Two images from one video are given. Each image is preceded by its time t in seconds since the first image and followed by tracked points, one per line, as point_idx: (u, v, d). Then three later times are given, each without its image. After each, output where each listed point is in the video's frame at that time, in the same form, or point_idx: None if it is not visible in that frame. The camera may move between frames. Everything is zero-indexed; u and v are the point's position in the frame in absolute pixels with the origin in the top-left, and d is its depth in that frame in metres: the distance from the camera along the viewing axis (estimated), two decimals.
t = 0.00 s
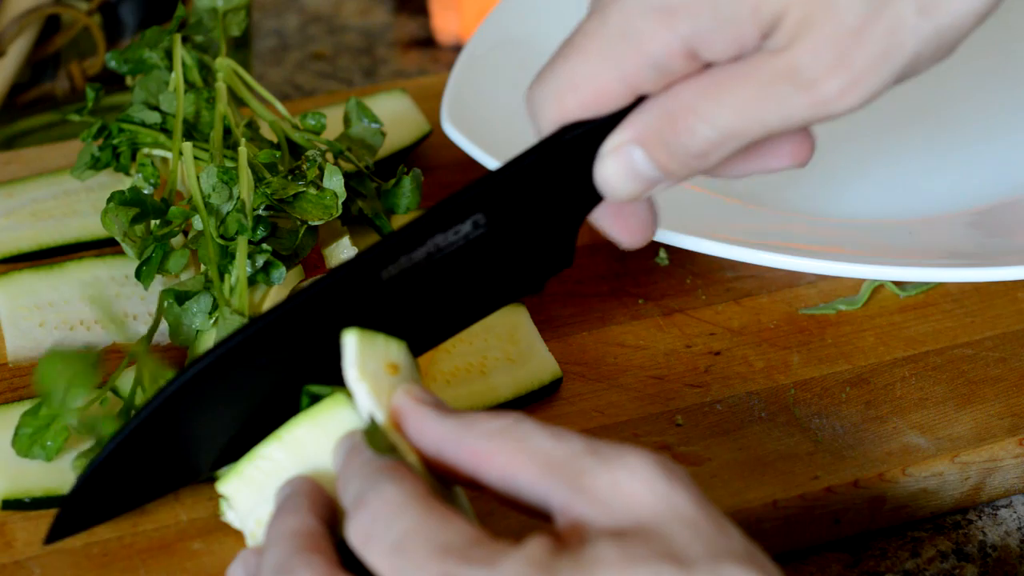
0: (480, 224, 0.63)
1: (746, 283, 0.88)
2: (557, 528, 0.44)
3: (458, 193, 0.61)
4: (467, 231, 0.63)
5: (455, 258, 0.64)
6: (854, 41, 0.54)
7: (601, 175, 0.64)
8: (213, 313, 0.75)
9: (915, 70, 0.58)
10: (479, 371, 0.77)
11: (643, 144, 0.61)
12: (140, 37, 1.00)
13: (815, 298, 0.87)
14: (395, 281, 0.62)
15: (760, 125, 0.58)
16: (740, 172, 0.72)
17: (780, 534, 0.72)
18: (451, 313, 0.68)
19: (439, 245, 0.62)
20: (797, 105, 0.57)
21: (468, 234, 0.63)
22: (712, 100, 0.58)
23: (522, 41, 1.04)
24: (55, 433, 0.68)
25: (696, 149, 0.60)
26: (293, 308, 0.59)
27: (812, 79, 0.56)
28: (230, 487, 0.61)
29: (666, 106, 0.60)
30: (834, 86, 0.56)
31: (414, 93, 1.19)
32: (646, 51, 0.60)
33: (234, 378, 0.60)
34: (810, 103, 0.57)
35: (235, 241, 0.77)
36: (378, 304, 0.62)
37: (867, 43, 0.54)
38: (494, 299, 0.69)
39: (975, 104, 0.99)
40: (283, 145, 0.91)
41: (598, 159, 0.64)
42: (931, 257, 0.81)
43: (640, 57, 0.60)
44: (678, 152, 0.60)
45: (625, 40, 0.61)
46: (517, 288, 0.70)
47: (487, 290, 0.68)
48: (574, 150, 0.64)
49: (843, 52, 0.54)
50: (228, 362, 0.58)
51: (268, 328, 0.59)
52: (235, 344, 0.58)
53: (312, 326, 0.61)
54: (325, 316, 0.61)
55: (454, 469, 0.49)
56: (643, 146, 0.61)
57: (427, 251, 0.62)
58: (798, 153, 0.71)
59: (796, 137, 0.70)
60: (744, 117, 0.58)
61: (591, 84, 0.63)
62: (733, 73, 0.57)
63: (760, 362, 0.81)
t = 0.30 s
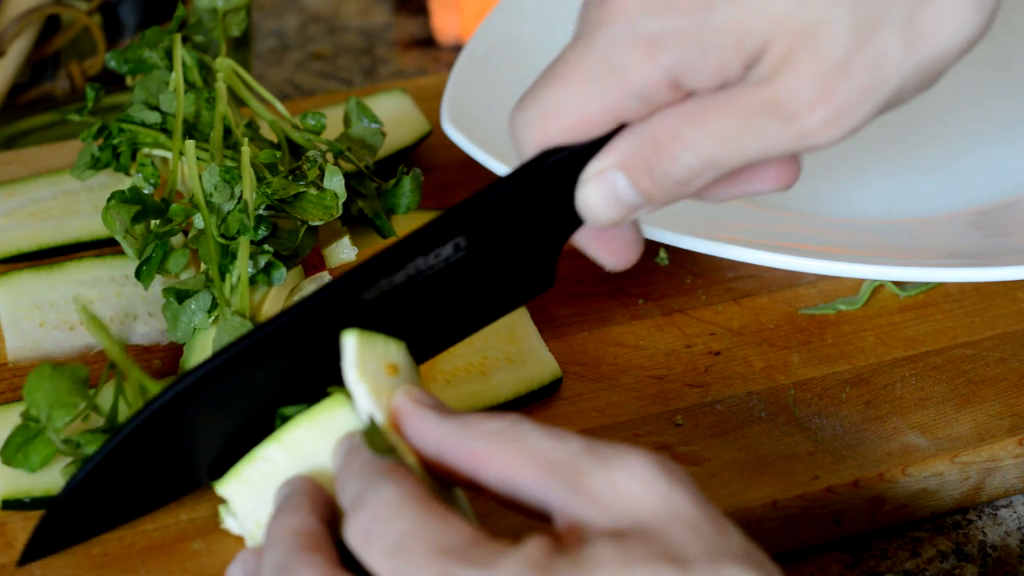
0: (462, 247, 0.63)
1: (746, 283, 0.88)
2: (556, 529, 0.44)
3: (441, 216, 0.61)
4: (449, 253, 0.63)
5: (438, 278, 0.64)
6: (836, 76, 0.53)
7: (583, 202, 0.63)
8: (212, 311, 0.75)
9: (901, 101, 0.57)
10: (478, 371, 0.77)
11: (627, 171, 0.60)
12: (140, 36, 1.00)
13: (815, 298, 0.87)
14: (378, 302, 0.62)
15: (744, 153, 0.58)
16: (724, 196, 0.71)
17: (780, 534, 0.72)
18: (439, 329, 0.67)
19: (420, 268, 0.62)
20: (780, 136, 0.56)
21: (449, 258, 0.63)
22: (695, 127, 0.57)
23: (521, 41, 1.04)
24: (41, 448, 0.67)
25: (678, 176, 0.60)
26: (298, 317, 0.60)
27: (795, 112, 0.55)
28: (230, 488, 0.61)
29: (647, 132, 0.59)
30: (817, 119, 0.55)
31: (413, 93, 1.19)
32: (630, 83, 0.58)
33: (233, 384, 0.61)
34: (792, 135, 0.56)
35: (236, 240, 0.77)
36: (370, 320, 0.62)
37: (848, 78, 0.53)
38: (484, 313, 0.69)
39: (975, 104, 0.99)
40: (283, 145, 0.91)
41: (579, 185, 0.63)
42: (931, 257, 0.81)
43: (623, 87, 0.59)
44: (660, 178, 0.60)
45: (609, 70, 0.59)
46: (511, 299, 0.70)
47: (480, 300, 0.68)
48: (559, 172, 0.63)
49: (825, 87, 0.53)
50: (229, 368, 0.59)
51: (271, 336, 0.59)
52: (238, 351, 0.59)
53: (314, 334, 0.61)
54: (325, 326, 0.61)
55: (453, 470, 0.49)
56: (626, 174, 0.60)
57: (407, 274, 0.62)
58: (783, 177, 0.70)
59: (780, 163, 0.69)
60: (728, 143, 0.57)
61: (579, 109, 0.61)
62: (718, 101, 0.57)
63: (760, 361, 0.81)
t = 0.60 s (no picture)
0: (468, 245, 0.63)
1: (746, 283, 0.88)
2: (556, 530, 0.44)
3: (449, 214, 0.61)
4: (455, 252, 0.63)
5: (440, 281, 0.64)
6: (841, 70, 0.53)
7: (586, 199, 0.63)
8: (213, 310, 0.75)
9: (902, 98, 0.56)
10: (478, 371, 0.77)
11: (634, 170, 0.60)
12: (140, 36, 1.00)
13: (815, 298, 0.87)
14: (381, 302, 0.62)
15: (743, 152, 0.58)
16: (738, 193, 0.71)
17: (780, 533, 0.72)
18: (441, 333, 0.68)
19: (426, 267, 0.62)
20: (779, 133, 0.57)
21: (457, 255, 0.63)
22: (698, 125, 0.58)
23: (521, 42, 1.04)
24: (37, 447, 0.67)
25: (684, 174, 0.60)
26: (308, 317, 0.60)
27: (797, 110, 0.55)
28: (230, 490, 0.61)
29: (653, 131, 0.59)
30: (818, 116, 0.55)
31: (413, 93, 1.19)
32: (633, 84, 0.58)
33: (240, 383, 0.61)
34: (793, 132, 0.56)
35: (236, 240, 0.77)
36: (375, 321, 0.63)
37: (854, 71, 0.53)
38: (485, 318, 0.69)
39: (974, 104, 0.99)
40: (283, 145, 0.91)
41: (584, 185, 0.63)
42: (932, 258, 0.80)
43: (628, 88, 0.58)
44: (667, 177, 0.60)
45: (610, 71, 0.58)
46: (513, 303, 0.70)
47: (482, 303, 0.68)
48: (564, 171, 0.63)
49: (831, 80, 0.53)
50: (236, 367, 0.59)
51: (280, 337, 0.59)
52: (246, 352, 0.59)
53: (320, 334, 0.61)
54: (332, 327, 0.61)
55: (451, 471, 0.49)
56: (633, 173, 0.60)
57: (414, 273, 0.62)
58: (797, 171, 0.70)
59: (794, 158, 0.69)
60: (728, 142, 0.58)
61: (581, 111, 0.60)
62: (719, 98, 0.57)
63: (760, 361, 0.81)
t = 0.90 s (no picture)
0: (468, 253, 0.64)
1: (746, 283, 0.88)
2: (554, 531, 0.44)
3: (449, 223, 0.62)
4: (456, 259, 0.64)
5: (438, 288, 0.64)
6: (838, 77, 0.53)
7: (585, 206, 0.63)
8: (212, 309, 0.75)
9: (898, 104, 0.57)
10: (478, 371, 0.77)
11: (631, 176, 0.60)
12: (140, 37, 1.00)
13: (815, 298, 0.87)
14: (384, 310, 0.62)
15: (743, 158, 0.58)
16: (739, 197, 0.71)
17: (780, 533, 0.72)
18: (437, 342, 0.68)
19: (428, 274, 0.63)
20: (779, 141, 0.57)
21: (457, 263, 0.64)
22: (698, 132, 0.58)
23: (521, 41, 1.04)
24: (27, 447, 0.67)
25: (682, 181, 0.60)
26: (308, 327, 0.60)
27: (795, 116, 0.56)
28: (230, 491, 0.61)
29: (650, 138, 0.59)
30: (817, 123, 0.56)
31: (413, 93, 1.19)
32: (634, 93, 0.58)
33: (240, 392, 0.61)
34: (792, 138, 0.57)
35: (236, 240, 0.77)
36: (375, 326, 0.63)
37: (850, 79, 0.53)
38: (479, 326, 0.69)
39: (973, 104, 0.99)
40: (283, 145, 0.91)
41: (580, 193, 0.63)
42: (932, 257, 0.81)
43: (628, 98, 0.58)
44: (665, 183, 0.60)
45: (609, 79, 0.58)
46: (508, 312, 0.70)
47: (483, 309, 0.69)
48: (562, 177, 0.63)
49: (827, 88, 0.54)
50: (237, 375, 0.60)
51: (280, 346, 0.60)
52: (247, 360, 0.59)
53: (321, 343, 0.62)
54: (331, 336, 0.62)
55: (449, 472, 0.49)
56: (631, 178, 0.60)
57: (416, 280, 0.63)
58: (799, 174, 0.70)
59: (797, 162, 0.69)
60: (728, 147, 0.58)
61: (581, 118, 0.60)
62: (718, 107, 0.57)
63: (760, 361, 0.81)
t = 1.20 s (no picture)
0: (464, 278, 0.65)
1: (746, 283, 0.88)
2: (553, 532, 0.44)
3: (445, 248, 0.62)
4: (451, 285, 0.64)
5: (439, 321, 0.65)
6: (833, 126, 0.56)
7: (579, 244, 0.64)
8: (213, 308, 0.76)
9: (892, 151, 0.60)
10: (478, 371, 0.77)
11: (626, 216, 0.61)
12: (140, 37, 1.00)
13: (814, 298, 0.87)
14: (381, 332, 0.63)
15: (735, 201, 0.60)
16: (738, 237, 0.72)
17: (779, 533, 0.72)
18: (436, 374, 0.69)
19: (424, 298, 0.63)
20: (772, 184, 0.59)
21: (453, 289, 0.64)
22: (694, 174, 0.59)
23: (521, 41, 1.03)
24: (28, 449, 0.68)
25: (676, 223, 0.61)
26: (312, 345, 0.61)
27: (790, 162, 0.57)
28: (229, 491, 0.61)
29: (648, 179, 0.60)
30: (811, 169, 0.58)
31: (413, 94, 1.19)
32: (634, 135, 0.59)
33: (229, 409, 0.62)
34: (785, 183, 0.59)
35: (237, 240, 0.77)
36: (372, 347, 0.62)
37: (845, 127, 0.56)
38: (479, 353, 0.71)
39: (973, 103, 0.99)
40: (283, 145, 0.91)
41: (575, 230, 0.65)
42: (931, 257, 0.81)
43: (627, 140, 0.60)
44: (660, 223, 0.61)
45: (608, 120, 0.60)
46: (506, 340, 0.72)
47: (474, 338, 0.70)
48: (560, 207, 0.64)
49: (823, 134, 0.56)
50: (227, 390, 0.60)
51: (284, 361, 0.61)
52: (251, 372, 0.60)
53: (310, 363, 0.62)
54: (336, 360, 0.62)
55: (448, 474, 0.49)
56: (624, 218, 0.61)
57: (412, 304, 0.63)
58: (799, 216, 0.69)
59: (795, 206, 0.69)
60: (722, 190, 0.59)
61: (579, 158, 0.61)
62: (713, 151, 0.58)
63: (760, 361, 0.81)
